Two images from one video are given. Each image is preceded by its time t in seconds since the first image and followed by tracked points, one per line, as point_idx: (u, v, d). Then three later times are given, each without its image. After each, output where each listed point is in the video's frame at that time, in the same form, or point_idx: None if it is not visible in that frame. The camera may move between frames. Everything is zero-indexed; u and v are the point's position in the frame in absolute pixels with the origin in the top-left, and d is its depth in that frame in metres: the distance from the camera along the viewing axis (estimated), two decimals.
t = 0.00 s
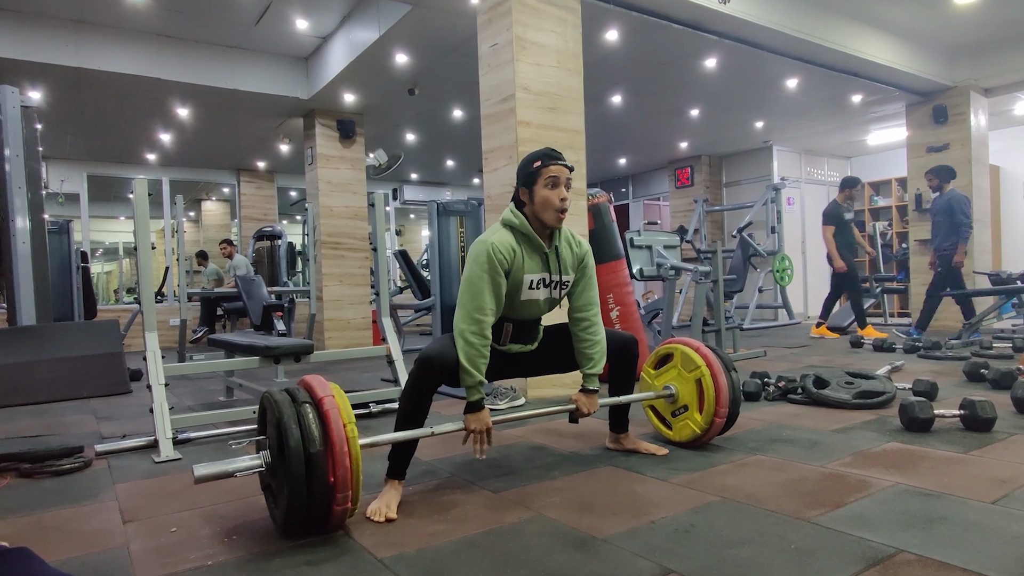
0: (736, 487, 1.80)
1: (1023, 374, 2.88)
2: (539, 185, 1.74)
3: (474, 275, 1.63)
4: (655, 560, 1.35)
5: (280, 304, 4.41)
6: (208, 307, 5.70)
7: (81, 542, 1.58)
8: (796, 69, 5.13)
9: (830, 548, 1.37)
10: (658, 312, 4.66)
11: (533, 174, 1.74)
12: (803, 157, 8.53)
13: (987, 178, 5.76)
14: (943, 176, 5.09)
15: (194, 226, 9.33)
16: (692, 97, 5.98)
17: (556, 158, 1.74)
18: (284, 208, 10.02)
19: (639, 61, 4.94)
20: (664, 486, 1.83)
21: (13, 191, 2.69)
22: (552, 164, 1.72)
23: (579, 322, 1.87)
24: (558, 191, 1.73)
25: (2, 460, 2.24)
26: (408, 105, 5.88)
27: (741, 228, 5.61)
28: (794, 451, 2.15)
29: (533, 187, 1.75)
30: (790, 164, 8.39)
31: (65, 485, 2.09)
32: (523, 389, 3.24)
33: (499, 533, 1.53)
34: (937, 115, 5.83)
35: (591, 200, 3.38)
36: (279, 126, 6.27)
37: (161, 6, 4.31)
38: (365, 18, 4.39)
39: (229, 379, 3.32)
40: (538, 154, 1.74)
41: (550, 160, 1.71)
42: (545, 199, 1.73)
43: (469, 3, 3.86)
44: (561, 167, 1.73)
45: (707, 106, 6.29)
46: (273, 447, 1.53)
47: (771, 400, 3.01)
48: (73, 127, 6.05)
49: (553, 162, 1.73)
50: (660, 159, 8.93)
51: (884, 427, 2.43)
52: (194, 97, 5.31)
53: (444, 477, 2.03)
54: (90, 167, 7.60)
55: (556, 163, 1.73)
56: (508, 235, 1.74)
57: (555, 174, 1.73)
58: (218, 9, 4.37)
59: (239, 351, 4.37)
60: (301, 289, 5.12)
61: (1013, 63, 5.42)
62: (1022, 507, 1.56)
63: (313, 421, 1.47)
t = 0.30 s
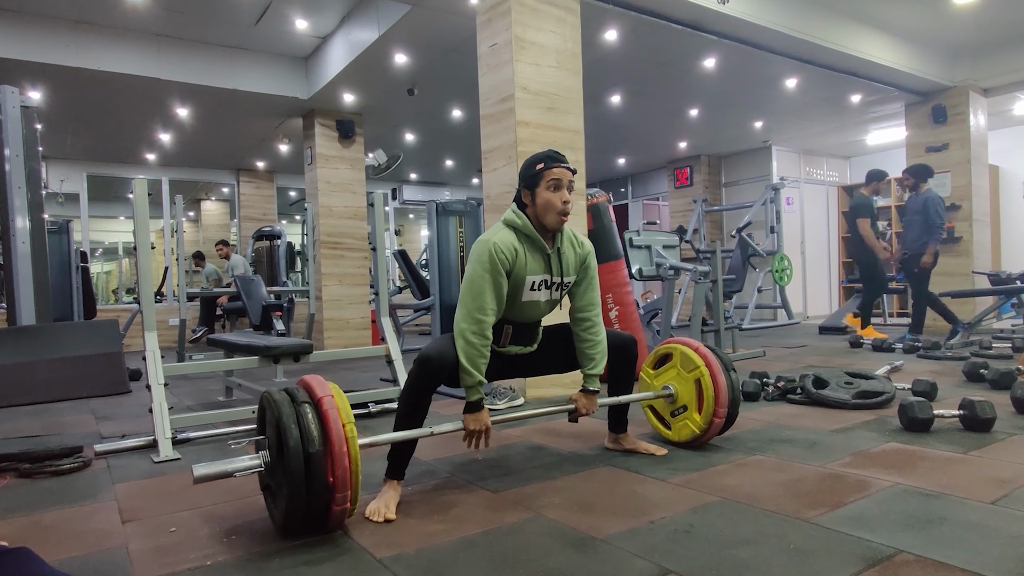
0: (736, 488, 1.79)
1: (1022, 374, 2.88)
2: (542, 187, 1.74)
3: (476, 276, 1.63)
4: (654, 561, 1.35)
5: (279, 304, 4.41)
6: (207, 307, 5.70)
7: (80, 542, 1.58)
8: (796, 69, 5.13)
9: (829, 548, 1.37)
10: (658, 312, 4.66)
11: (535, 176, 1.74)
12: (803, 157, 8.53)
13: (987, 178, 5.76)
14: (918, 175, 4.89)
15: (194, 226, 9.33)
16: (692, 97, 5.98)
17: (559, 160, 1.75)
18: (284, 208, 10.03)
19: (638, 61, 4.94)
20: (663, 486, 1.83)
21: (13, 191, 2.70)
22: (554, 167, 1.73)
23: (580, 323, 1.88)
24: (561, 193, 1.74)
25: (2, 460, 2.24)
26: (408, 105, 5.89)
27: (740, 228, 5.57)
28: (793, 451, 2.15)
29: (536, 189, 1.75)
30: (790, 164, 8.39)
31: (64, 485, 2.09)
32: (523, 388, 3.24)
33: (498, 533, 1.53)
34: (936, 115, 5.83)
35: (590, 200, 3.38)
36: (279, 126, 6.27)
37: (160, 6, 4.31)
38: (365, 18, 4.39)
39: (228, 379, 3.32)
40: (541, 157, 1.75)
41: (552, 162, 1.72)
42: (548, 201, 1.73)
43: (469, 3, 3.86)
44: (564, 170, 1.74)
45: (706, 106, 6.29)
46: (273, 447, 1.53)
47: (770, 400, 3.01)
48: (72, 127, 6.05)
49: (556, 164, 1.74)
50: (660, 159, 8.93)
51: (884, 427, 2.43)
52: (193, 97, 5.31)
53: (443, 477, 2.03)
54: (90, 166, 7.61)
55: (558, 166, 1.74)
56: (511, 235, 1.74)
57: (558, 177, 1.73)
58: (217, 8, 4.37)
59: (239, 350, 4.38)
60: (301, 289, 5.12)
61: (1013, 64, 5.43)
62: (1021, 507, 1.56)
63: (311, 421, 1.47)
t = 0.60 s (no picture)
0: (739, 486, 1.79)
1: None
2: (549, 182, 1.73)
3: (482, 273, 1.63)
4: (658, 559, 1.34)
5: (282, 303, 4.41)
6: (211, 306, 5.70)
7: (82, 541, 1.57)
8: (799, 69, 5.14)
9: (834, 547, 1.36)
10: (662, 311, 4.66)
11: (543, 171, 1.74)
12: (805, 157, 8.54)
13: (990, 177, 5.76)
14: (903, 175, 4.94)
15: (197, 225, 9.34)
16: (695, 97, 5.99)
17: (567, 156, 1.74)
18: (287, 207, 10.04)
19: (642, 60, 4.95)
20: (667, 485, 1.83)
21: (16, 190, 2.73)
22: (562, 163, 1.72)
23: (584, 320, 1.88)
24: (568, 189, 1.73)
25: (4, 459, 2.23)
26: (413, 104, 5.89)
27: (743, 227, 5.63)
28: (797, 450, 2.15)
29: (543, 184, 1.74)
30: (792, 164, 8.40)
31: (67, 484, 2.09)
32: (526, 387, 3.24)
33: (502, 532, 1.53)
34: (939, 114, 5.85)
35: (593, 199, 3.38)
36: (283, 124, 6.28)
37: (165, 6, 4.32)
38: (369, 17, 4.39)
39: (232, 378, 3.32)
40: (549, 153, 1.74)
41: (560, 158, 1.71)
42: (555, 198, 1.72)
43: (473, 2, 3.86)
44: (571, 166, 1.73)
45: (709, 105, 6.30)
46: (276, 445, 1.52)
47: (774, 399, 3.01)
48: (76, 126, 6.05)
49: (564, 160, 1.73)
50: (662, 158, 8.94)
51: (888, 426, 2.44)
52: (197, 96, 5.32)
53: (447, 475, 2.03)
54: (93, 166, 7.61)
55: (567, 162, 1.73)
56: (517, 231, 1.74)
57: (565, 173, 1.72)
58: (222, 8, 4.37)
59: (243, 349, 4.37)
60: (304, 288, 5.12)
61: (1016, 63, 5.44)
62: None
63: (315, 419, 1.47)
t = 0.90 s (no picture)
0: (739, 488, 1.79)
1: None
2: (569, 183, 1.69)
3: (489, 273, 1.63)
4: (658, 561, 1.34)
5: (283, 303, 4.41)
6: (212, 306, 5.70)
7: (82, 541, 1.57)
8: (801, 71, 5.15)
9: (835, 549, 1.36)
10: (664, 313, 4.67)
11: (563, 170, 1.70)
12: (807, 159, 8.54)
13: (991, 180, 5.77)
14: (888, 181, 4.91)
15: (199, 225, 9.34)
16: (697, 98, 6.00)
17: (589, 157, 1.70)
18: (289, 207, 10.04)
19: (645, 62, 4.96)
20: (668, 487, 1.82)
21: (18, 190, 2.76)
22: (583, 164, 1.69)
23: (587, 319, 1.88)
24: (589, 192, 1.69)
25: (4, 458, 2.23)
26: (415, 104, 5.89)
27: (745, 230, 5.65)
28: (798, 452, 2.15)
29: (562, 184, 1.70)
30: (794, 165, 8.40)
31: (67, 484, 2.09)
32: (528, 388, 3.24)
33: (503, 533, 1.53)
34: (941, 116, 5.85)
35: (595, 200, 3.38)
36: (285, 124, 6.28)
37: (167, 5, 4.32)
38: (372, 18, 4.39)
39: (233, 378, 3.32)
40: (571, 151, 1.70)
41: (582, 160, 1.67)
42: (573, 199, 1.69)
43: (475, 3, 3.87)
44: (592, 168, 1.69)
45: (711, 107, 6.30)
46: (277, 445, 1.52)
47: (775, 401, 3.01)
48: (78, 125, 6.05)
49: (585, 162, 1.69)
50: (664, 160, 8.95)
51: (889, 428, 2.44)
52: (200, 96, 5.32)
53: (447, 477, 2.03)
54: (95, 165, 7.61)
55: (588, 163, 1.69)
56: (530, 230, 1.72)
57: (586, 175, 1.68)
58: (224, 7, 4.37)
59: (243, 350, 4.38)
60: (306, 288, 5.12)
61: (1018, 66, 5.45)
62: None
63: (316, 419, 1.47)
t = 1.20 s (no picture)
0: (739, 490, 1.80)
1: None
2: (574, 185, 1.68)
3: (492, 273, 1.62)
4: (658, 563, 1.34)
5: (283, 304, 4.41)
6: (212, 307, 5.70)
7: (82, 543, 1.57)
8: (802, 72, 5.15)
9: (835, 551, 1.36)
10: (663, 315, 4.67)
11: (569, 173, 1.69)
12: (807, 160, 8.54)
13: (991, 182, 5.76)
14: (869, 183, 4.98)
15: (199, 226, 9.35)
16: (697, 100, 6.00)
17: (596, 160, 1.69)
18: (289, 208, 10.05)
19: (645, 64, 4.96)
20: (668, 489, 1.82)
21: (18, 190, 2.81)
22: (590, 167, 1.68)
23: (587, 320, 1.88)
24: (593, 195, 1.68)
25: (4, 459, 2.23)
26: (415, 106, 5.89)
27: (745, 232, 5.65)
28: (798, 453, 2.15)
29: (567, 186, 1.69)
30: (794, 167, 8.40)
31: (67, 485, 2.09)
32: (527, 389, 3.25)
33: (503, 535, 1.53)
34: (941, 118, 5.85)
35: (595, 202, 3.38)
36: (285, 126, 6.28)
37: (166, 6, 4.32)
38: (372, 19, 4.38)
39: (233, 379, 3.32)
40: (578, 154, 1.69)
41: (588, 163, 1.66)
42: (578, 202, 1.68)
43: (475, 4, 3.87)
44: (599, 171, 1.68)
45: (711, 108, 6.29)
46: (279, 445, 1.52)
47: (775, 402, 3.01)
48: (78, 126, 6.05)
49: (592, 166, 1.68)
50: (664, 161, 8.96)
51: (888, 430, 2.44)
52: (199, 97, 5.31)
53: (447, 478, 2.03)
54: (94, 166, 7.61)
55: (594, 166, 1.68)
56: (533, 230, 1.71)
57: (592, 178, 1.68)
58: (224, 8, 4.36)
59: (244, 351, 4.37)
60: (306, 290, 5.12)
61: (1017, 68, 5.45)
62: None
63: (318, 419, 1.47)
